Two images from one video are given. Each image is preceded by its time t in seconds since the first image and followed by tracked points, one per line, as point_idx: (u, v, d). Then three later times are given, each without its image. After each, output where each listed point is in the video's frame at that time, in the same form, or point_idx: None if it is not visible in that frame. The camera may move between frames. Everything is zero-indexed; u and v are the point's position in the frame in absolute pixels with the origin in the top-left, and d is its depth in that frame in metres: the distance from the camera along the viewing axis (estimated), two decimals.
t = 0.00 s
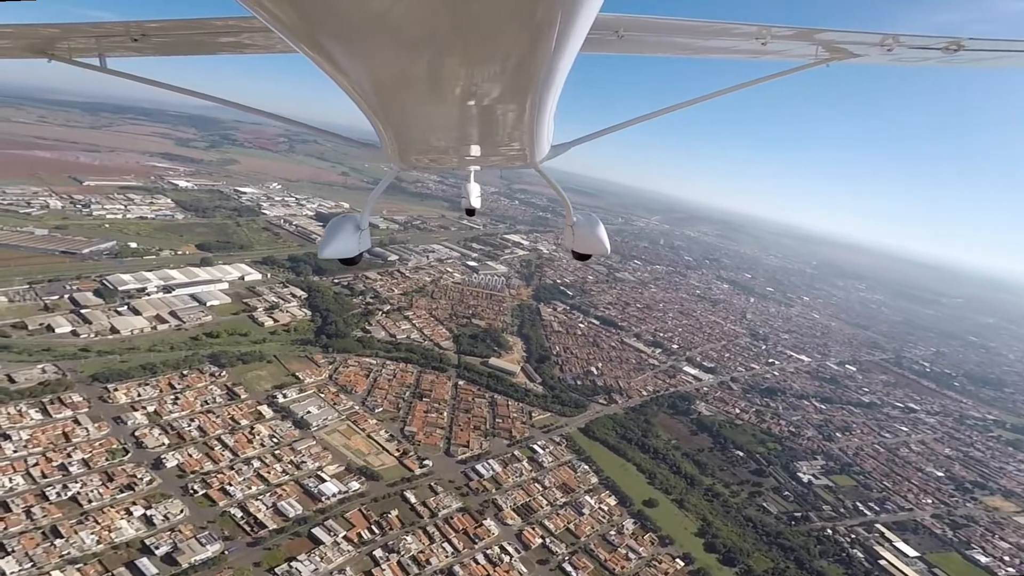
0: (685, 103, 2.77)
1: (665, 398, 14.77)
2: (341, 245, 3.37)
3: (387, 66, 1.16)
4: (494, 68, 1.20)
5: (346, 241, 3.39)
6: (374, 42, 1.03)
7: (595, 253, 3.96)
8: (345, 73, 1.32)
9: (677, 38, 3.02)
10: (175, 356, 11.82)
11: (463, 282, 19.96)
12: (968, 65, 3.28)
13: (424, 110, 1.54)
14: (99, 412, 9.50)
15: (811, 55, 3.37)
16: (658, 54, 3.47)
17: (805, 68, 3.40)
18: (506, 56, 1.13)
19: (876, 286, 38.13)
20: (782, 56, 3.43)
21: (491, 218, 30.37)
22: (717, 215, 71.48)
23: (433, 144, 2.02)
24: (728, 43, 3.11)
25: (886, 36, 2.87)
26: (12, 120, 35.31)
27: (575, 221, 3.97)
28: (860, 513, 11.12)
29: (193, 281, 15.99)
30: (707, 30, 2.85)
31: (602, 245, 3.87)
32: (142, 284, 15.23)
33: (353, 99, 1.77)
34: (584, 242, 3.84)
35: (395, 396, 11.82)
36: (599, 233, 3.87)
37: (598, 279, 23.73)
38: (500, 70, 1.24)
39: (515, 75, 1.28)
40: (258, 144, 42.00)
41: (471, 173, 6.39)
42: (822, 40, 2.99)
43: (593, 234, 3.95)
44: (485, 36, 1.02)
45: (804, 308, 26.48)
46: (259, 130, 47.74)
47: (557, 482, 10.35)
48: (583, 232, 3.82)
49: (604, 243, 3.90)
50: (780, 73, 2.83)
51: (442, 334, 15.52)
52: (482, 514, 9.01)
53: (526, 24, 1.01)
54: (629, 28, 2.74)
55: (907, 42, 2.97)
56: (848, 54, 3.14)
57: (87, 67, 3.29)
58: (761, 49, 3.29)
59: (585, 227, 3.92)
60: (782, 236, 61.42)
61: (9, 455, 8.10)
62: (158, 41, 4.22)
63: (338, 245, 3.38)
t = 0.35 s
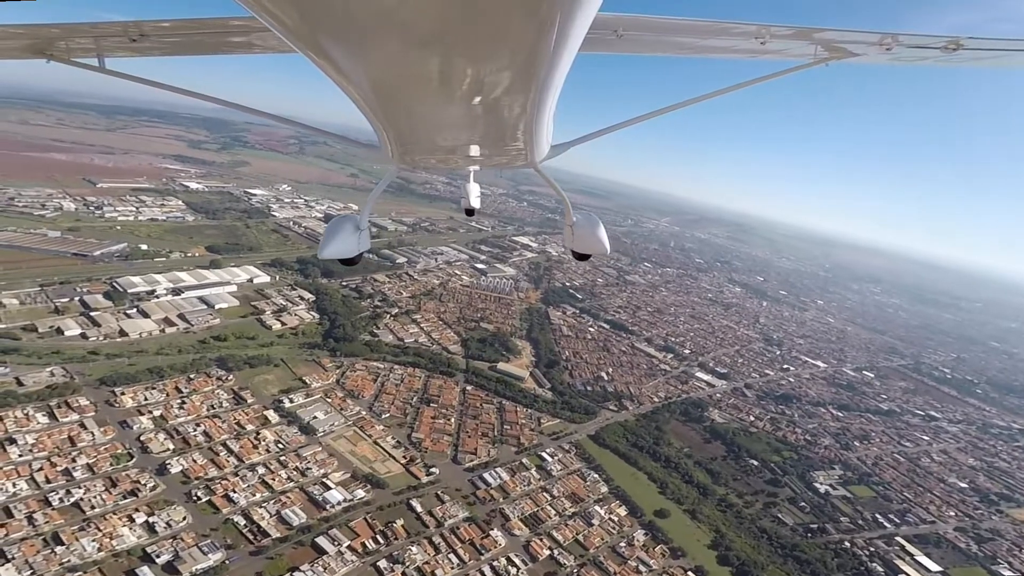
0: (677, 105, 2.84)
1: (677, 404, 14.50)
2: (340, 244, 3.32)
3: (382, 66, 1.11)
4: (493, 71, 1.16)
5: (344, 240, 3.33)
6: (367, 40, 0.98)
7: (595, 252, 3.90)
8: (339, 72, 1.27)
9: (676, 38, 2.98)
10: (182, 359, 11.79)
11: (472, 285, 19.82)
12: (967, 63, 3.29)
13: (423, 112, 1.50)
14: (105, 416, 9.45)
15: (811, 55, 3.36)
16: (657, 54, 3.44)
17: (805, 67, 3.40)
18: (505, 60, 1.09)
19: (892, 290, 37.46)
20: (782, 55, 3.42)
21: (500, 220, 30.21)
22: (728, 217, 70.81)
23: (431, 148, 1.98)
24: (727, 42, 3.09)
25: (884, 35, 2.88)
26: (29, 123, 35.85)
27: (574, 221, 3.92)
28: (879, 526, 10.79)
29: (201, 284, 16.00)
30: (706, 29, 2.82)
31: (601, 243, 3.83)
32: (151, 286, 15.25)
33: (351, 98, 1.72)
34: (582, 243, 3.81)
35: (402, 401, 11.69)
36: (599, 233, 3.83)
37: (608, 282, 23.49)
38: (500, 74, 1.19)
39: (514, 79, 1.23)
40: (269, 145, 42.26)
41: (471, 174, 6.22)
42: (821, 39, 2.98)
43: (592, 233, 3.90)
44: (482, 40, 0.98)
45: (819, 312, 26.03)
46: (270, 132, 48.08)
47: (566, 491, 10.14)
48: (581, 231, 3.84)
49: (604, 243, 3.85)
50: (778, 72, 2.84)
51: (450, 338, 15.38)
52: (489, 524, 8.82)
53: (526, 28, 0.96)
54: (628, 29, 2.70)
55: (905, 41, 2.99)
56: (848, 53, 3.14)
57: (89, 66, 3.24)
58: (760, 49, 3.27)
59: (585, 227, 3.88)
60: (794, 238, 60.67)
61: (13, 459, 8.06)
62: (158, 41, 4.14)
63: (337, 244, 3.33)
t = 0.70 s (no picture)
0: (673, 105, 2.82)
1: (689, 411, 14.22)
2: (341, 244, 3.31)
3: (392, 69, 1.20)
4: (497, 70, 1.25)
5: (346, 240, 3.32)
6: (380, 43, 1.06)
7: (595, 253, 3.78)
8: (351, 77, 1.37)
9: (676, 38, 2.87)
10: (190, 362, 11.76)
11: (480, 288, 19.66)
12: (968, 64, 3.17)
13: (429, 111, 1.59)
14: (111, 419, 9.42)
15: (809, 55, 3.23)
16: (655, 54, 3.30)
17: (803, 67, 3.27)
18: (509, 56, 1.17)
19: (910, 295, 36.70)
20: (780, 55, 3.29)
21: (510, 222, 30.06)
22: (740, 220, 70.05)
23: (435, 148, 2.06)
24: (726, 43, 2.98)
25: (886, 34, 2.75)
26: (46, 124, 36.33)
27: (574, 220, 3.81)
28: (900, 538, 10.42)
29: (211, 286, 16.01)
30: (705, 28, 2.72)
31: (602, 244, 3.72)
32: (161, 288, 15.28)
33: (357, 103, 1.81)
34: (583, 243, 3.70)
35: (409, 407, 11.55)
36: (599, 234, 3.72)
37: (618, 285, 23.22)
38: (502, 72, 1.28)
39: (515, 75, 1.32)
40: (281, 147, 42.50)
41: (469, 173, 6.09)
42: (819, 38, 2.85)
43: (593, 233, 3.79)
44: (488, 39, 1.06)
45: (834, 317, 25.53)
46: (281, 134, 48.41)
47: (575, 501, 9.91)
48: (582, 230, 3.75)
49: (604, 243, 3.74)
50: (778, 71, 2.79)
51: (458, 342, 15.23)
52: (496, 535, 8.63)
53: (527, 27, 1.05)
54: (628, 27, 2.59)
55: (904, 41, 2.87)
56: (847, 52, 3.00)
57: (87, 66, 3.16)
58: (759, 48, 3.13)
59: (586, 227, 3.78)
60: (808, 241, 59.81)
61: (18, 463, 8.01)
62: (158, 41, 4.05)
63: (339, 244, 3.31)
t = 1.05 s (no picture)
0: (673, 105, 2.71)
1: (702, 419, 13.92)
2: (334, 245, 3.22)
3: (383, 67, 1.13)
4: (494, 75, 1.19)
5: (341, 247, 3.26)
6: (370, 39, 0.99)
7: (594, 253, 3.61)
8: (342, 76, 1.30)
9: (677, 36, 2.71)
10: (197, 365, 11.72)
11: (489, 291, 19.50)
12: (968, 66, 3.07)
13: (424, 115, 1.52)
14: (117, 423, 9.38)
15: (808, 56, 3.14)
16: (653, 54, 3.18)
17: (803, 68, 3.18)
18: (507, 62, 1.11)
19: (929, 299, 35.93)
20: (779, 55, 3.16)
21: (519, 223, 29.88)
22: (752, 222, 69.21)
23: (430, 150, 1.99)
24: (725, 43, 2.85)
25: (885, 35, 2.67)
26: (63, 125, 36.85)
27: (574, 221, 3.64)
28: (923, 552, 10.06)
29: (220, 287, 15.99)
30: (706, 28, 2.58)
31: (601, 245, 3.56)
32: (170, 289, 15.30)
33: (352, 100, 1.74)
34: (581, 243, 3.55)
35: (417, 412, 11.40)
36: (599, 234, 3.56)
37: (629, 288, 22.94)
38: (499, 76, 1.21)
39: (512, 81, 1.25)
40: (292, 147, 42.70)
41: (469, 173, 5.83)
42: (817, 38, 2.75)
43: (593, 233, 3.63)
44: (483, 40, 0.99)
45: (851, 322, 25.03)
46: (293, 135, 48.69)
47: (585, 511, 9.67)
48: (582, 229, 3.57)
49: (604, 243, 3.57)
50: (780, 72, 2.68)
51: (467, 346, 15.06)
52: (504, 545, 8.43)
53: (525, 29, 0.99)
54: (629, 27, 2.44)
55: (905, 42, 2.78)
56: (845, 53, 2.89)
57: (82, 67, 3.05)
58: (759, 49, 3.05)
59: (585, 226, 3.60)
60: (822, 244, 58.95)
61: (24, 468, 7.98)
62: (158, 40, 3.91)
63: (335, 247, 3.22)
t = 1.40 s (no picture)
0: (676, 106, 2.78)
1: (717, 426, 13.59)
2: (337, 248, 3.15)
3: (384, 66, 1.14)
4: (495, 74, 1.21)
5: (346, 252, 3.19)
6: (370, 37, 1.00)
7: (594, 252, 3.47)
8: (343, 78, 1.31)
9: (677, 37, 2.76)
10: (206, 367, 11.69)
11: (499, 294, 19.33)
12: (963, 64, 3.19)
13: (425, 118, 1.53)
14: (124, 426, 9.35)
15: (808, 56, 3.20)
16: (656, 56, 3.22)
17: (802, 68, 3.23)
18: (506, 63, 1.13)
19: (950, 304, 35.07)
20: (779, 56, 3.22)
21: (530, 225, 29.68)
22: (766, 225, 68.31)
23: (429, 153, 1.99)
24: (725, 43, 2.91)
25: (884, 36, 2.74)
26: (82, 126, 37.43)
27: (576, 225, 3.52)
28: (948, 567, 9.67)
29: (230, 288, 15.99)
30: (704, 29, 2.63)
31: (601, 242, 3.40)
32: (181, 290, 15.32)
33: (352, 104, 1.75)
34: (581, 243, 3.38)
35: (425, 417, 11.25)
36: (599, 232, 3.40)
37: (640, 292, 22.62)
38: (498, 76, 1.23)
39: (511, 81, 1.27)
40: (304, 148, 42.92)
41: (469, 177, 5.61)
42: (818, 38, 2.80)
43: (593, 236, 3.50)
44: (483, 39, 1.01)
45: (869, 328, 24.46)
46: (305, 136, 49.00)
47: (595, 521, 9.41)
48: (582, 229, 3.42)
49: (605, 243, 3.41)
50: (778, 72, 2.74)
51: (476, 349, 14.89)
52: (511, 557, 8.23)
53: (524, 29, 1.01)
54: (629, 29, 2.49)
55: (904, 42, 2.86)
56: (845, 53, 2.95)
57: (83, 69, 2.98)
58: (757, 49, 3.10)
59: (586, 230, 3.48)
60: (838, 248, 57.94)
61: (29, 471, 7.95)
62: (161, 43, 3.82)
63: (342, 248, 3.14)
